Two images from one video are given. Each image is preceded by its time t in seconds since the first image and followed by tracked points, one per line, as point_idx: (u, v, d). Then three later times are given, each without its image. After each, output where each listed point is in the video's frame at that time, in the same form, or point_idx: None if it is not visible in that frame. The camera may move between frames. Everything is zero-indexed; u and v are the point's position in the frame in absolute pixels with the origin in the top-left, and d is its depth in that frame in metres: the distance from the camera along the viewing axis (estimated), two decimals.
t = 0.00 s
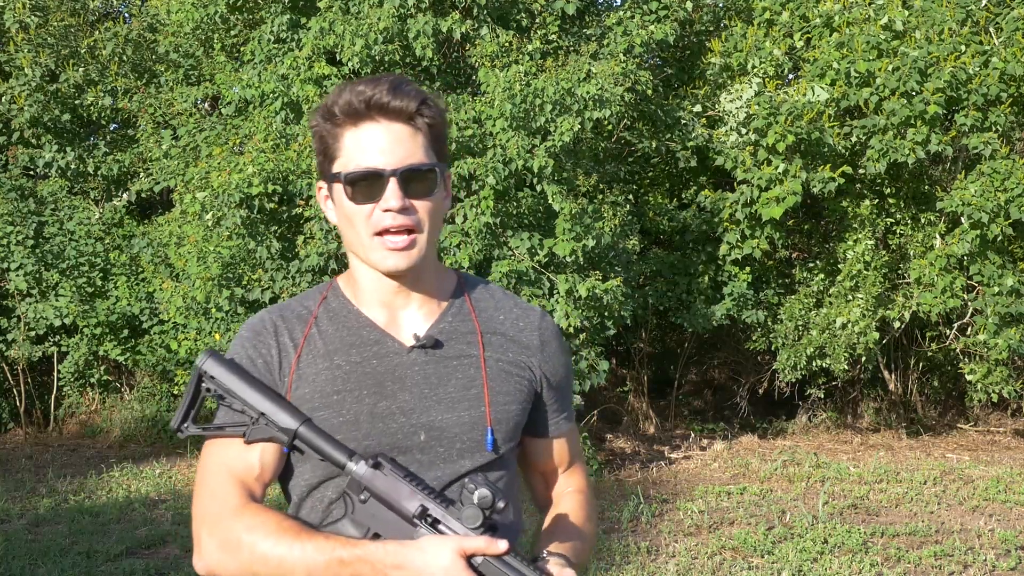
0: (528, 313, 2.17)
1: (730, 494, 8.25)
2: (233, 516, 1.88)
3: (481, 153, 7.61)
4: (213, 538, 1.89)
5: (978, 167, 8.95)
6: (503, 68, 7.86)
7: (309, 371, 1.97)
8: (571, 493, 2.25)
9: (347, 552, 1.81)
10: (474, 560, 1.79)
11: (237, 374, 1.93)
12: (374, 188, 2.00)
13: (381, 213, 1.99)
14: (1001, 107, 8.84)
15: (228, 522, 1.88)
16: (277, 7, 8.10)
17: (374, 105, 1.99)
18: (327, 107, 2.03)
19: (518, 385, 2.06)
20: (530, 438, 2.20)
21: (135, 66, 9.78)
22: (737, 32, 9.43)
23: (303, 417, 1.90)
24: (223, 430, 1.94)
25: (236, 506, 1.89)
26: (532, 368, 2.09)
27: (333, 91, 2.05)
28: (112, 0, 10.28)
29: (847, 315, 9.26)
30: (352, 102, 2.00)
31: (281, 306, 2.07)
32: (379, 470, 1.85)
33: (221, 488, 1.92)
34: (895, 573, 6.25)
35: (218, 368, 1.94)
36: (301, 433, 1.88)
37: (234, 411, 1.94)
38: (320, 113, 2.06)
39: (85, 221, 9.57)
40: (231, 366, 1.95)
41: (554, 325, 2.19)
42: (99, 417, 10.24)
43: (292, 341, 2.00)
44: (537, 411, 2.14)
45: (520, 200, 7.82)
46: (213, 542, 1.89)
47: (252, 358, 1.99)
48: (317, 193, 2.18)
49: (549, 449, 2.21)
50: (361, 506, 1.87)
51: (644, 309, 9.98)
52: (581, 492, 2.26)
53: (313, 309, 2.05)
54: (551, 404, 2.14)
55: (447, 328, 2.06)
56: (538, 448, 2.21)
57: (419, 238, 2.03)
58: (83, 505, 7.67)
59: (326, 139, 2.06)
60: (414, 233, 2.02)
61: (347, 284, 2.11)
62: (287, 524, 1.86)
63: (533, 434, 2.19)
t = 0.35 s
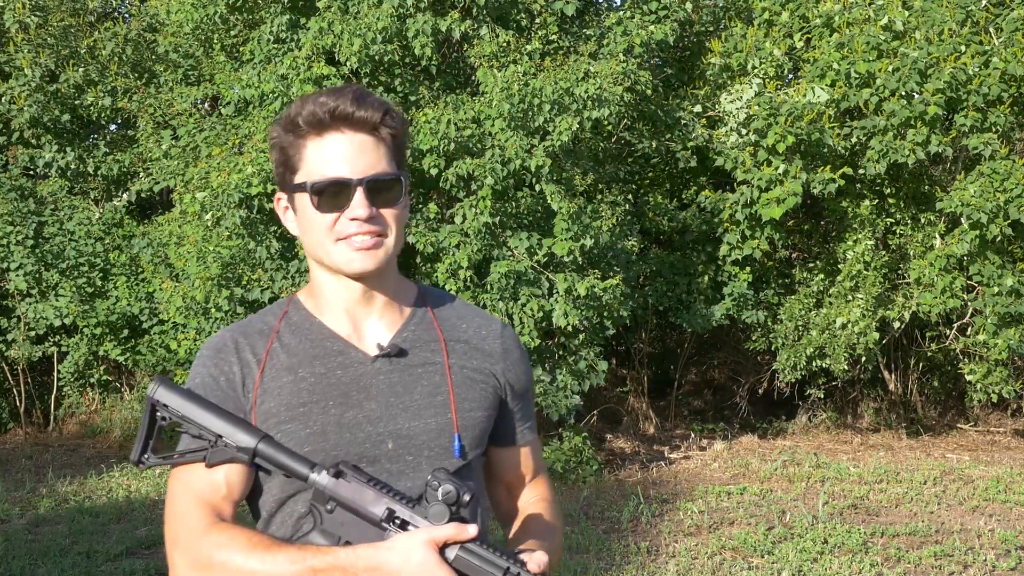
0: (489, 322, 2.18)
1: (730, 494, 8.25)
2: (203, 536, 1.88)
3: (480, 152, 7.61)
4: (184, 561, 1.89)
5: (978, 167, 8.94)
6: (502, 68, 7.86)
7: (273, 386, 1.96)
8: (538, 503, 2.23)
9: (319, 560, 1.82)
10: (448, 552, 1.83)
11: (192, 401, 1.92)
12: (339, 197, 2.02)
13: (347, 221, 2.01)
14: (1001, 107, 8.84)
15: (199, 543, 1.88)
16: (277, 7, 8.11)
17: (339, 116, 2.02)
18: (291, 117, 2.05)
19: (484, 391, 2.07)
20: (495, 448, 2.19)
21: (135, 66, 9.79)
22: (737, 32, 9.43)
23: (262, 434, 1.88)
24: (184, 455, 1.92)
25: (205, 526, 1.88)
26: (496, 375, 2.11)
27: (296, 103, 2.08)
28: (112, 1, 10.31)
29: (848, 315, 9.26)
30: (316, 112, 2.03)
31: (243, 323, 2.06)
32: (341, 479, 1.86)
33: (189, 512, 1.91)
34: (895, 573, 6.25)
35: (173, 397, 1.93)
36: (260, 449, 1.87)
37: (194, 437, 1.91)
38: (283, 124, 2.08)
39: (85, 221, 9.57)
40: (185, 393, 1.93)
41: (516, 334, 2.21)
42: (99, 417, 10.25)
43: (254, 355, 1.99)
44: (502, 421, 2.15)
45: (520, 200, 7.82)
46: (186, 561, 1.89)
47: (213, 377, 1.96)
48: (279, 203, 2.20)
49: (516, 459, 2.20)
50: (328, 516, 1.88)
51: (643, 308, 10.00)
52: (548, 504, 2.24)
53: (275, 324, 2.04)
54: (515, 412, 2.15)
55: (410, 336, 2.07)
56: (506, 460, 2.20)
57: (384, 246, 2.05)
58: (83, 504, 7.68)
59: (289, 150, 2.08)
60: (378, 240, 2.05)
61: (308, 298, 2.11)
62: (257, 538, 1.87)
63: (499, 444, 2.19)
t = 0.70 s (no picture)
0: (479, 316, 2.20)
1: (730, 493, 8.25)
2: (199, 527, 1.88)
3: (478, 152, 7.61)
4: (181, 556, 1.90)
5: (978, 168, 8.94)
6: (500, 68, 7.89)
7: (266, 379, 1.98)
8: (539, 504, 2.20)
9: (316, 538, 1.82)
10: (446, 530, 1.80)
11: (189, 385, 1.93)
12: (348, 195, 2.03)
13: (356, 220, 2.03)
14: (1000, 108, 8.84)
15: (195, 535, 1.88)
16: (277, 7, 8.12)
17: (347, 114, 2.04)
18: (296, 115, 2.06)
19: (478, 381, 2.07)
20: (494, 443, 2.18)
21: (135, 67, 9.80)
22: (737, 32, 9.43)
23: (258, 419, 1.88)
24: (178, 444, 1.93)
25: (201, 516, 1.89)
26: (490, 366, 2.11)
27: (298, 101, 2.08)
28: (112, 1, 10.33)
29: (847, 315, 9.26)
30: (323, 110, 2.04)
31: (233, 325, 2.08)
32: (338, 459, 1.85)
33: (185, 503, 1.92)
34: (895, 573, 6.25)
35: (169, 381, 1.94)
36: (255, 433, 1.87)
37: (189, 423, 1.92)
38: (285, 121, 2.09)
39: (85, 220, 9.57)
40: (181, 378, 1.94)
41: (507, 328, 2.23)
42: (100, 417, 10.25)
43: (246, 352, 2.01)
44: (498, 414, 2.14)
45: (518, 199, 7.85)
46: (181, 561, 1.90)
47: (205, 372, 1.98)
48: (270, 201, 2.20)
49: (514, 455, 2.19)
50: (324, 500, 1.87)
51: (643, 308, 9.99)
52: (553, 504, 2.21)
53: (265, 324, 2.06)
54: (511, 405, 2.14)
55: (402, 330, 2.09)
56: (504, 457, 2.19)
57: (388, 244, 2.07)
58: (83, 504, 7.68)
59: (292, 149, 2.09)
60: (382, 238, 2.07)
61: (300, 298, 2.13)
62: (253, 526, 1.87)
63: (497, 440, 2.17)
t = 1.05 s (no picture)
0: (479, 320, 2.23)
1: (730, 494, 8.25)
2: (209, 538, 1.77)
3: (477, 152, 7.61)
4: (186, 562, 1.78)
5: (979, 168, 8.94)
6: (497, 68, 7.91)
7: (279, 387, 1.93)
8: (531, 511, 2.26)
9: (342, 560, 1.75)
10: (471, 568, 1.79)
11: (214, 384, 1.86)
12: (339, 204, 2.02)
13: (350, 229, 2.02)
14: (1000, 108, 8.84)
15: (202, 546, 1.77)
16: (276, 7, 8.13)
17: (333, 122, 2.00)
18: (280, 125, 2.03)
19: (488, 387, 2.09)
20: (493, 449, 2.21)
21: (135, 67, 9.81)
22: (737, 32, 9.42)
23: (281, 430, 1.84)
24: (193, 444, 1.85)
25: (212, 525, 1.78)
26: (495, 371, 2.14)
27: (283, 110, 2.05)
28: (111, 1, 10.35)
29: (847, 315, 9.26)
30: (307, 119, 2.01)
31: (233, 328, 2.02)
32: (367, 484, 1.84)
33: (193, 511, 1.81)
34: (895, 574, 6.25)
35: (193, 379, 1.85)
36: (281, 445, 1.83)
37: (207, 425, 1.85)
38: (271, 130, 2.06)
39: (85, 221, 9.59)
40: (204, 376, 1.86)
41: (502, 332, 2.27)
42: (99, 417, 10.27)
43: (254, 357, 1.96)
44: (502, 418, 2.17)
45: (515, 199, 7.86)
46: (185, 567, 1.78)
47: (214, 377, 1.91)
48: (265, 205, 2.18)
49: (511, 461, 2.22)
50: (343, 522, 1.83)
51: (643, 308, 9.98)
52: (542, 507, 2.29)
53: (270, 328, 2.01)
54: (512, 409, 2.19)
55: (412, 335, 2.10)
56: (502, 463, 2.22)
57: (384, 250, 2.07)
58: (82, 504, 7.69)
59: (280, 158, 2.06)
60: (378, 243, 2.06)
61: (301, 300, 2.10)
62: (268, 541, 1.79)
63: (497, 446, 2.20)
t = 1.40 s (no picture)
0: (474, 328, 2.26)
1: (730, 494, 8.25)
2: (196, 550, 1.78)
3: (476, 151, 7.61)
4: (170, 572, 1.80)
5: (978, 168, 8.94)
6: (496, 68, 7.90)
7: (276, 390, 1.93)
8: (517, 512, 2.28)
9: None
10: None
11: (196, 398, 1.85)
12: (309, 209, 2.03)
13: (318, 233, 2.03)
14: (1000, 108, 8.84)
15: (189, 557, 1.79)
16: (276, 8, 8.14)
17: (302, 126, 2.02)
18: (256, 131, 2.06)
19: (482, 397, 2.13)
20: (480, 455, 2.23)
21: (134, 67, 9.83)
22: (737, 32, 9.42)
23: (267, 442, 1.85)
24: (177, 456, 1.84)
25: (199, 538, 1.79)
26: (488, 379, 2.18)
27: (263, 115, 2.08)
28: (111, 1, 10.36)
29: (847, 315, 9.25)
30: (278, 124, 2.03)
31: (230, 326, 2.01)
32: (351, 494, 1.85)
33: (181, 521, 1.82)
34: (895, 573, 6.25)
35: (177, 393, 1.85)
36: (265, 457, 1.84)
37: (192, 436, 1.84)
38: (253, 135, 2.10)
39: (85, 221, 9.60)
40: (189, 389, 1.85)
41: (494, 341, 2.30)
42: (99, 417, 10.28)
43: (251, 358, 1.94)
44: (493, 427, 2.21)
45: (514, 199, 7.87)
46: None
47: (208, 381, 1.90)
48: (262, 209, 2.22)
49: (499, 467, 2.25)
50: (329, 532, 1.85)
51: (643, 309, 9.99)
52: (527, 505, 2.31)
53: (269, 327, 2.00)
54: (503, 418, 2.22)
55: (410, 342, 2.12)
56: (490, 469, 2.24)
57: (358, 254, 2.06)
58: (83, 504, 7.69)
59: (261, 162, 2.09)
60: (352, 247, 2.06)
61: (295, 300, 2.10)
62: (253, 552, 1.81)
63: (488, 453, 2.23)
